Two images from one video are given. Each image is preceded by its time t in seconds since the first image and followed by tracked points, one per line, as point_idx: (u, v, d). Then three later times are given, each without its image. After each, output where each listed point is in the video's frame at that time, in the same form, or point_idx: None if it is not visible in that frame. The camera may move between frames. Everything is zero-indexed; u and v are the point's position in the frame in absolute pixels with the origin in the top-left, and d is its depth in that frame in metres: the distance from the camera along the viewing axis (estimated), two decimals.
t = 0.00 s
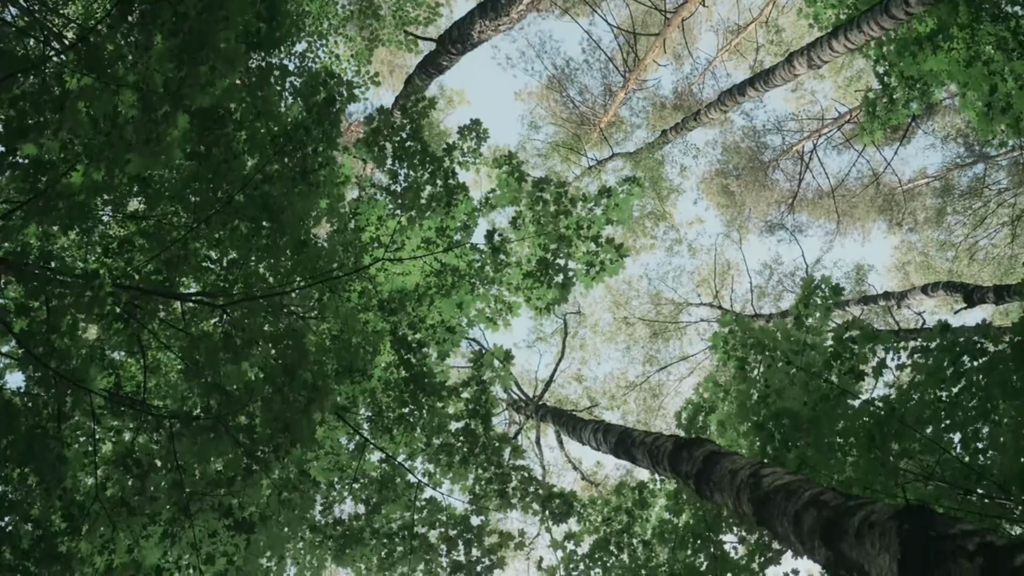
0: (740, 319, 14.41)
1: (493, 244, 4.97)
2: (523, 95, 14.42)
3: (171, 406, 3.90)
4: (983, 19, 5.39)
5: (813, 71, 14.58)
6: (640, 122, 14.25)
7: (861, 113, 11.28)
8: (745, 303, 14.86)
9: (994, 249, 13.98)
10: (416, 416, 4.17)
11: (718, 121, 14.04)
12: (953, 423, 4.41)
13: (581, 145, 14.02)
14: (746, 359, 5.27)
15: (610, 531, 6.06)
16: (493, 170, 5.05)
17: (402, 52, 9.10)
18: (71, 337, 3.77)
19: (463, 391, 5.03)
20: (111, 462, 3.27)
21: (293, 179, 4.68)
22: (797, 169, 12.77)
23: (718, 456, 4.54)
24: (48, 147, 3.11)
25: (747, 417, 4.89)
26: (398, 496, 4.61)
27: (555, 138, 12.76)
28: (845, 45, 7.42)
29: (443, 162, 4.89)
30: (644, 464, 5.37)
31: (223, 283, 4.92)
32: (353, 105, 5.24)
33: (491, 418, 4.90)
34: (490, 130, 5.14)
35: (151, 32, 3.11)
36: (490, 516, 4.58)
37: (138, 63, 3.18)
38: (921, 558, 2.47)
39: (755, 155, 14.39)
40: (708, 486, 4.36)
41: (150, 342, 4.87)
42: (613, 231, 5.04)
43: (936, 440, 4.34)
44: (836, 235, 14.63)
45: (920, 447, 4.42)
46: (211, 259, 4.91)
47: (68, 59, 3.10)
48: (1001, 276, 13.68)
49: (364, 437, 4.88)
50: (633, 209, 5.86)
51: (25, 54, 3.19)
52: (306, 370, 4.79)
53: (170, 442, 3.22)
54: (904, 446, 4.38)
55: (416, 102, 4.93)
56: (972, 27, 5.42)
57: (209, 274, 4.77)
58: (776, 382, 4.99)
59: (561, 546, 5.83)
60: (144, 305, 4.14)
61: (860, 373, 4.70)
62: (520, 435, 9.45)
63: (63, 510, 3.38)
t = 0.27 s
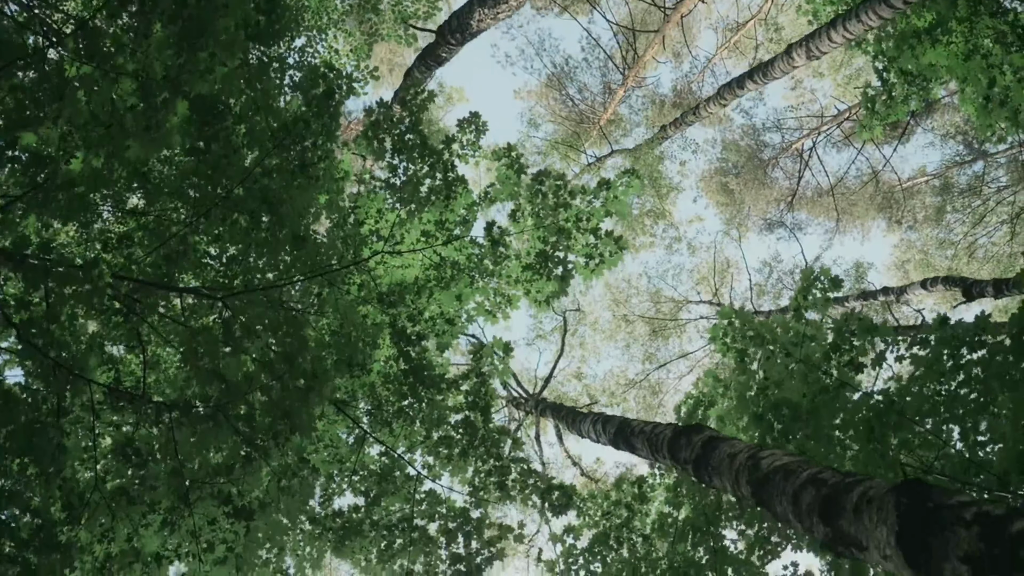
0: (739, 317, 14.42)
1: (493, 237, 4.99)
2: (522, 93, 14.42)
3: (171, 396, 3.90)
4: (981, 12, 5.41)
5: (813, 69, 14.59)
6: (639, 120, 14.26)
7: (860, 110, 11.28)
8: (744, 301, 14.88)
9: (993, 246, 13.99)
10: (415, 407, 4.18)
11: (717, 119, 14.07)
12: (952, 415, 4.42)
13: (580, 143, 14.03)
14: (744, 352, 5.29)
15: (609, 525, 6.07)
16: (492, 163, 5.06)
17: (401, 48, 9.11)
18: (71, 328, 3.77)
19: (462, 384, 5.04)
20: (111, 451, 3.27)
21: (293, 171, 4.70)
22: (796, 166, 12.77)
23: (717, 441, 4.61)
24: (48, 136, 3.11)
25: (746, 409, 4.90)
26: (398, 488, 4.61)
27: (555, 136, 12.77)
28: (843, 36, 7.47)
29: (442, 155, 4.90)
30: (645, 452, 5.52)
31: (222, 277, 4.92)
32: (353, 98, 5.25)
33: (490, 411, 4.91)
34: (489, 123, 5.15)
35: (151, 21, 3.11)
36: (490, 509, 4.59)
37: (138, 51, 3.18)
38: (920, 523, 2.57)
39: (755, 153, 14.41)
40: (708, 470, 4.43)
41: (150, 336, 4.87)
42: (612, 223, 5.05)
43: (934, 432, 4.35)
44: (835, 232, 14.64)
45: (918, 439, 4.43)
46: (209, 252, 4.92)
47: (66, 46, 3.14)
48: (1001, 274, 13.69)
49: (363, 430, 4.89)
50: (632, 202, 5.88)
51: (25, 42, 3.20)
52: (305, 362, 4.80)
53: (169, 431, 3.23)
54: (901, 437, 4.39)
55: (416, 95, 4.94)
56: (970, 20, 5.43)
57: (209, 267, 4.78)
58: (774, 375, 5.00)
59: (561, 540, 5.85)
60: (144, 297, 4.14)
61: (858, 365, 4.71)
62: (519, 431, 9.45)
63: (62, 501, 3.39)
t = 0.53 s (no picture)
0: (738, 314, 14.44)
1: (493, 229, 5.00)
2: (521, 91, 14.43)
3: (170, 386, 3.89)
4: (980, 4, 5.41)
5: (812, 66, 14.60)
6: (638, 118, 14.26)
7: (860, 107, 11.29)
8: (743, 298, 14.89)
9: (992, 243, 14.00)
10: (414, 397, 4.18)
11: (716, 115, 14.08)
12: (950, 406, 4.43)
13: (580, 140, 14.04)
14: (743, 343, 5.30)
15: (608, 518, 6.08)
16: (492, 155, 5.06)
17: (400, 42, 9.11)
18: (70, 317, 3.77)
19: (461, 375, 5.05)
20: (111, 439, 3.27)
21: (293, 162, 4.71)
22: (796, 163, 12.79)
23: (715, 424, 4.68)
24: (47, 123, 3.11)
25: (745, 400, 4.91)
26: (397, 480, 4.62)
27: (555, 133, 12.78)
28: (841, 23, 7.52)
29: (442, 146, 4.90)
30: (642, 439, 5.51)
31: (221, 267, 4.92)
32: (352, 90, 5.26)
33: (490, 402, 4.92)
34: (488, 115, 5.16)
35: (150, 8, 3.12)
36: (489, 500, 4.59)
37: (138, 38, 3.19)
38: (919, 492, 2.75)
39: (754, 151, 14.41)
40: (706, 452, 4.50)
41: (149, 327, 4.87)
42: (611, 214, 5.06)
43: (932, 422, 4.36)
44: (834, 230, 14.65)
45: (916, 431, 4.44)
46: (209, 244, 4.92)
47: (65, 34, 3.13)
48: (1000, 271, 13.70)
49: (363, 422, 4.89)
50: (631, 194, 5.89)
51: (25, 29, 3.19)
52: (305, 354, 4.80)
53: (170, 419, 3.23)
54: (900, 427, 4.40)
55: (415, 87, 4.94)
56: (969, 12, 5.43)
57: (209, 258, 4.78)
58: (774, 366, 5.01)
59: (560, 532, 5.86)
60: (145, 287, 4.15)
61: (857, 356, 4.72)
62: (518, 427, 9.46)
63: (62, 489, 3.38)
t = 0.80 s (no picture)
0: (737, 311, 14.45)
1: (492, 220, 5.02)
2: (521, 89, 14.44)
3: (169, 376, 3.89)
4: None
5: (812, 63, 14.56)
6: (638, 115, 14.29)
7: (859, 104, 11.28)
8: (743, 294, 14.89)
9: (991, 240, 14.00)
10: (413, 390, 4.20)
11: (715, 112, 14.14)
12: (949, 396, 4.43)
13: (579, 138, 14.06)
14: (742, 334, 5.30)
15: (608, 511, 6.09)
16: (491, 146, 5.07)
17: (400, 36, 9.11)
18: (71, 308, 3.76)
19: (462, 367, 5.05)
20: (111, 426, 3.29)
21: (292, 155, 4.73)
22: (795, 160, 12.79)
23: (713, 408, 4.74)
24: (47, 111, 3.11)
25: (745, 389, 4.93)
26: (396, 471, 4.63)
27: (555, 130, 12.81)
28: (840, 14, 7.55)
29: (441, 138, 4.90)
30: (641, 428, 5.55)
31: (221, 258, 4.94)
32: (352, 82, 5.27)
33: (489, 393, 4.93)
34: (487, 106, 5.17)
35: None
36: (488, 492, 4.60)
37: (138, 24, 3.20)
38: (918, 460, 2.89)
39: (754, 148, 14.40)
40: (704, 434, 4.56)
41: (148, 318, 4.87)
42: (609, 205, 5.09)
43: (930, 413, 4.38)
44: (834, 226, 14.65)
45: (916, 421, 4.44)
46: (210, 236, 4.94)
47: (65, 23, 3.15)
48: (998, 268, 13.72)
49: (363, 415, 4.89)
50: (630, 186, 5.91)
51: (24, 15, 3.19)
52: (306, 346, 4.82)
53: (169, 407, 3.24)
54: (898, 418, 4.41)
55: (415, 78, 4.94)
56: (968, 3, 5.43)
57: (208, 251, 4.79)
58: (772, 357, 5.01)
59: (560, 525, 5.87)
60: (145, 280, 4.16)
61: (856, 346, 4.73)
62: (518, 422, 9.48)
63: (61, 478, 3.38)
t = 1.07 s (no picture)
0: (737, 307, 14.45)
1: (491, 212, 5.03)
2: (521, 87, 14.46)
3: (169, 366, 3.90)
4: None
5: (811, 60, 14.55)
6: (637, 113, 14.30)
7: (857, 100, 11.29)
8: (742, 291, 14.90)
9: (991, 237, 14.01)
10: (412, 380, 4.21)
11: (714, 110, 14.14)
12: (947, 387, 4.43)
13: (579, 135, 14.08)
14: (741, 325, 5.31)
15: (608, 505, 6.09)
16: (490, 138, 5.07)
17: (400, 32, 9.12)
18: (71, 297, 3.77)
19: (462, 359, 5.06)
20: (110, 414, 3.30)
21: (292, 147, 4.74)
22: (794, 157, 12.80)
23: (712, 393, 4.75)
24: (47, 99, 3.13)
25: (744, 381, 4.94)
26: (395, 462, 4.64)
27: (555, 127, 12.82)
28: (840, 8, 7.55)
29: (440, 130, 4.91)
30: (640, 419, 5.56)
31: (220, 251, 4.94)
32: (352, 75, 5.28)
33: (489, 385, 4.94)
34: (486, 98, 5.18)
35: None
36: (488, 483, 4.61)
37: (137, 12, 3.21)
38: (915, 432, 2.88)
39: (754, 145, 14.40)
40: (703, 419, 4.57)
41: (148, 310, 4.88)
42: (608, 197, 5.11)
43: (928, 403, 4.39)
44: (833, 223, 14.66)
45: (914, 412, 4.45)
46: (209, 228, 4.95)
47: (65, 11, 3.16)
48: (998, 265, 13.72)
49: (363, 407, 4.90)
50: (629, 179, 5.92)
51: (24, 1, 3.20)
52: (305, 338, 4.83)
53: (169, 394, 3.25)
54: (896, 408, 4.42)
55: (414, 71, 4.95)
56: None
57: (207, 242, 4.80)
58: (771, 348, 5.03)
59: (559, 519, 5.86)
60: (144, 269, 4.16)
61: (855, 338, 4.74)
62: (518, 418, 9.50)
63: (62, 466, 3.39)
